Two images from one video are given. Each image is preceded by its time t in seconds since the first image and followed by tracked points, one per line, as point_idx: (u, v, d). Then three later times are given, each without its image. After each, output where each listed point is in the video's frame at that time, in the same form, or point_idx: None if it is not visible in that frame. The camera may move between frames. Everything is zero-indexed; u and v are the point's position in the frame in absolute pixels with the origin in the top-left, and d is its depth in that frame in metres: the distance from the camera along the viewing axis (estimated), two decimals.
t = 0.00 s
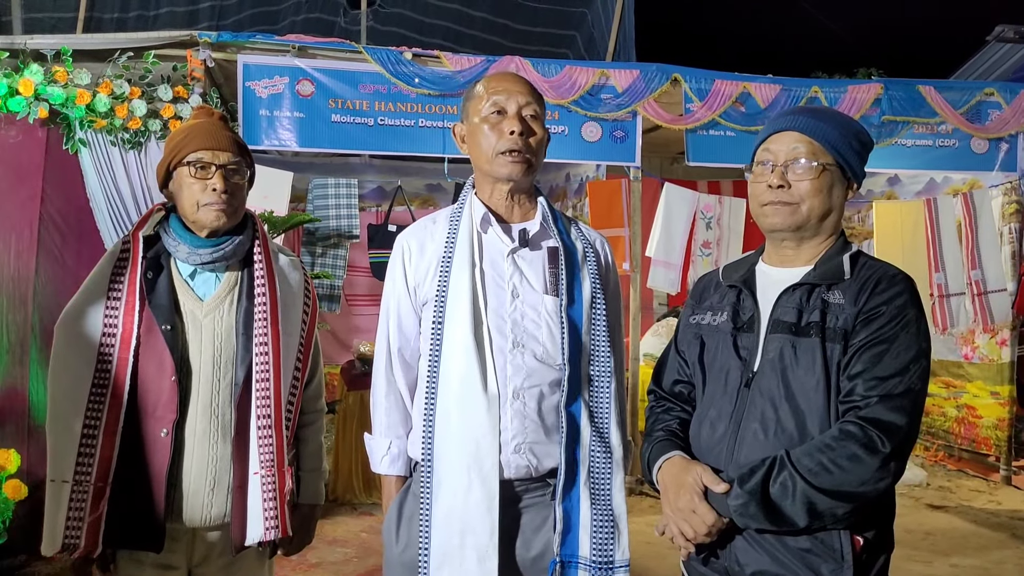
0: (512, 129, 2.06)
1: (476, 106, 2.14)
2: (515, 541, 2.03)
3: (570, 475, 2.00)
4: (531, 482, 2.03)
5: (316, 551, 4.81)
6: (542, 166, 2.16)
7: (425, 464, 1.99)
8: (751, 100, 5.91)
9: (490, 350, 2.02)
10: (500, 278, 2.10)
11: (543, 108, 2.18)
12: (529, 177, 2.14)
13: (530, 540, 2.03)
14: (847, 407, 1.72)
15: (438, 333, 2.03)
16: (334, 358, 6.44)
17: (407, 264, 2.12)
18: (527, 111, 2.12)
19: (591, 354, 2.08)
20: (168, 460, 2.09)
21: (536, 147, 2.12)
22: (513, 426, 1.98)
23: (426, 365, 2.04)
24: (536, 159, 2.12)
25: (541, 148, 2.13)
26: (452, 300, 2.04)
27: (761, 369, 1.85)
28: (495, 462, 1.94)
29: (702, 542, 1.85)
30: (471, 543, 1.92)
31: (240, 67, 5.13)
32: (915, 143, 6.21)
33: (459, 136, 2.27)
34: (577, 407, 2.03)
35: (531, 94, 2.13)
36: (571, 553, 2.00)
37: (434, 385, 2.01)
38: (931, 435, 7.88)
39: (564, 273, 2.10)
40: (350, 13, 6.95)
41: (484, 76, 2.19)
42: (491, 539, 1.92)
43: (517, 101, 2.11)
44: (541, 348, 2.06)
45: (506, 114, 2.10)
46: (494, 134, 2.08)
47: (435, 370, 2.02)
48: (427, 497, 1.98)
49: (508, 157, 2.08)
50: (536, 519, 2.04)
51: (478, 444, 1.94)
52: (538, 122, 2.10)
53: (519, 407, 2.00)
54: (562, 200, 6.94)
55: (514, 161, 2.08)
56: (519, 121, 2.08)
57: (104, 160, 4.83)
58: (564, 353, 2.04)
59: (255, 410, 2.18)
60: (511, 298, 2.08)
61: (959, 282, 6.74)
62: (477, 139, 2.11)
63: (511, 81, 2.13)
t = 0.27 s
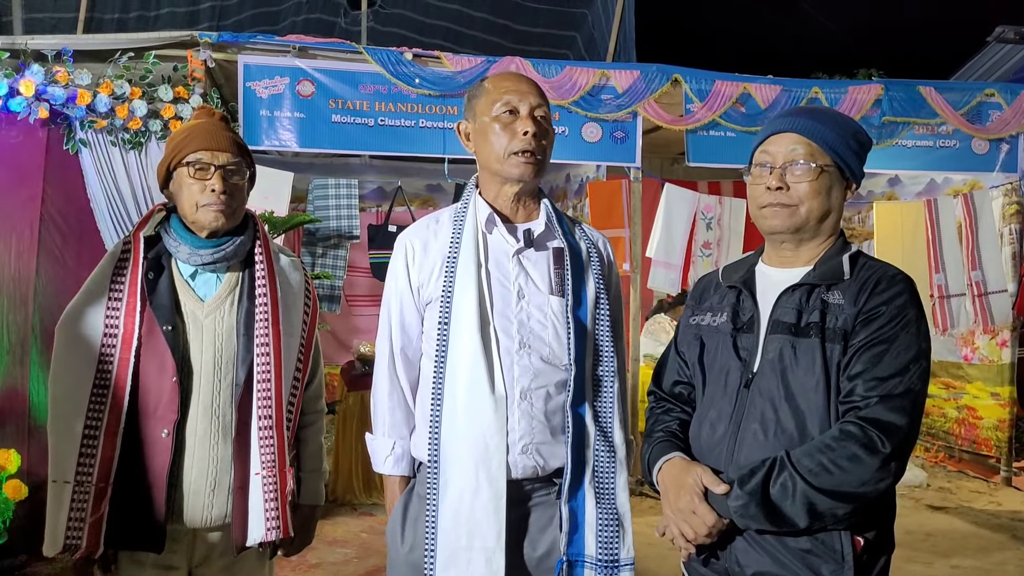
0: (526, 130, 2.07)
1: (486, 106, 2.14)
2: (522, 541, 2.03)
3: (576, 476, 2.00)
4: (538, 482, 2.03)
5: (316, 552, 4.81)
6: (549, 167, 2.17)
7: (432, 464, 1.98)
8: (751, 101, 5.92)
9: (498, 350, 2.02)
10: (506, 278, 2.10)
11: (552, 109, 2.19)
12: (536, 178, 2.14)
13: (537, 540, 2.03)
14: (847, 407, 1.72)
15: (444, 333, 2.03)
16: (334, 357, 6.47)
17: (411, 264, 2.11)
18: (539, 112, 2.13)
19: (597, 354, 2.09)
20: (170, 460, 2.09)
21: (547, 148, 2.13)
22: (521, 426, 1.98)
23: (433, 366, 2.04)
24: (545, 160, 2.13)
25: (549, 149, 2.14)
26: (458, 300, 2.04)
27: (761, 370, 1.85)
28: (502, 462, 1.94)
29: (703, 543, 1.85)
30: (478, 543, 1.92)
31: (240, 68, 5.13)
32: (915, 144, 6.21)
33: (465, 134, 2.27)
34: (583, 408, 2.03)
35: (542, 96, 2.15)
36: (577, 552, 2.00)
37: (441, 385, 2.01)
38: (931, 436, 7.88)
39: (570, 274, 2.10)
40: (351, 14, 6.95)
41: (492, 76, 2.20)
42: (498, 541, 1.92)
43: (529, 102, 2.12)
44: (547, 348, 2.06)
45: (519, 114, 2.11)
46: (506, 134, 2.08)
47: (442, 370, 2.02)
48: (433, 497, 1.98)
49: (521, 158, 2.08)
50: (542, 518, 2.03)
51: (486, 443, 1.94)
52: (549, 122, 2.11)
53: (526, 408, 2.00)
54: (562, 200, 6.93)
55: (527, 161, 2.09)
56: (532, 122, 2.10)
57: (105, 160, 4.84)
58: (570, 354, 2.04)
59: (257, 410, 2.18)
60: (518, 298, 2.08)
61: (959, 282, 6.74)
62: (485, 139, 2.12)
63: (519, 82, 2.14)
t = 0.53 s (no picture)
0: (526, 126, 2.07)
1: (487, 104, 2.13)
2: (524, 541, 2.03)
3: (579, 476, 2.00)
4: (541, 481, 2.03)
5: (316, 552, 4.80)
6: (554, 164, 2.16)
7: (435, 463, 1.98)
8: (751, 101, 5.92)
9: (501, 349, 2.02)
10: (510, 277, 2.10)
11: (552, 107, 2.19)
12: (540, 174, 2.14)
13: (539, 540, 2.03)
14: (847, 407, 1.72)
15: (448, 332, 2.03)
16: (334, 359, 6.40)
17: (414, 262, 2.11)
18: (539, 108, 2.13)
19: (601, 353, 2.10)
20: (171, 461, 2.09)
21: (547, 144, 2.12)
22: (525, 426, 1.99)
23: (436, 365, 2.03)
24: (549, 156, 2.12)
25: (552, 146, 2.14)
26: (462, 298, 2.04)
27: (761, 370, 1.85)
28: (506, 462, 1.94)
29: (703, 543, 1.85)
30: (481, 543, 1.92)
31: (240, 68, 5.14)
32: (915, 144, 6.20)
33: (467, 134, 2.27)
34: (587, 408, 2.03)
35: (542, 92, 2.15)
36: (581, 552, 2.00)
37: (444, 384, 2.00)
38: (931, 436, 7.88)
39: (574, 274, 2.10)
40: (352, 14, 6.95)
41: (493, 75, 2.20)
42: (501, 540, 1.92)
43: (529, 99, 2.11)
44: (550, 348, 2.06)
45: (519, 111, 2.10)
46: (508, 131, 2.08)
47: (445, 369, 2.01)
48: (435, 496, 1.97)
49: (522, 154, 2.07)
50: (545, 518, 2.03)
51: (489, 442, 1.94)
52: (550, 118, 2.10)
53: (531, 408, 2.00)
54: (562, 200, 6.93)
55: (528, 157, 2.08)
56: (532, 118, 2.09)
57: (105, 161, 4.83)
58: (574, 354, 2.04)
59: (257, 410, 2.18)
60: (521, 298, 2.08)
61: (960, 282, 6.73)
62: (487, 137, 2.11)
63: (520, 79, 2.14)
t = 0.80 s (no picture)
0: (506, 124, 2.07)
1: (476, 105, 2.15)
2: (521, 542, 2.03)
3: (577, 478, 1.99)
4: (538, 483, 2.04)
5: (316, 553, 4.80)
6: (546, 160, 2.14)
7: (431, 464, 1.98)
8: (751, 102, 5.92)
9: (497, 351, 2.02)
10: (508, 279, 2.10)
11: (545, 102, 2.15)
12: (530, 171, 2.13)
13: (536, 541, 2.03)
14: (850, 409, 1.72)
15: (444, 333, 2.03)
16: (335, 359, 6.43)
17: (414, 263, 2.12)
18: (523, 104, 2.10)
19: (598, 356, 2.08)
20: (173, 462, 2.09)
21: (532, 140, 2.10)
22: (520, 429, 1.99)
23: (433, 366, 2.04)
24: (535, 153, 2.11)
25: (540, 143, 2.11)
26: (459, 300, 2.04)
27: (763, 371, 1.85)
28: (501, 464, 1.94)
29: (705, 545, 1.84)
30: (477, 544, 1.92)
31: (241, 68, 5.14)
32: (916, 146, 6.21)
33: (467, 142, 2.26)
34: (584, 410, 2.02)
35: (527, 88, 2.12)
36: (577, 556, 2.00)
37: (440, 386, 2.01)
38: (931, 438, 7.87)
39: (571, 274, 2.09)
40: (352, 14, 6.95)
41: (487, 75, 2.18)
42: (497, 541, 1.92)
43: (512, 96, 2.10)
44: (547, 350, 2.06)
45: (501, 110, 2.10)
46: (490, 131, 2.09)
47: (442, 371, 2.02)
48: (432, 497, 1.98)
49: (504, 153, 2.08)
50: (542, 519, 2.04)
51: (485, 444, 1.94)
52: (533, 115, 2.08)
53: (526, 411, 2.00)
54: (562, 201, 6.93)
55: (510, 155, 2.08)
56: (512, 116, 2.08)
57: (106, 161, 4.83)
58: (571, 355, 2.04)
59: (260, 411, 2.18)
60: (519, 299, 2.08)
61: (960, 284, 6.76)
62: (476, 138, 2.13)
63: (506, 77, 2.13)
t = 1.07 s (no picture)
0: (471, 126, 2.04)
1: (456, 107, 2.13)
2: (511, 542, 2.04)
3: (564, 480, 1.98)
4: (529, 486, 2.04)
5: (317, 553, 4.80)
6: (520, 156, 2.07)
7: (422, 468, 1.99)
8: (753, 103, 5.92)
9: (485, 356, 2.02)
10: (497, 281, 2.10)
11: (523, 97, 2.08)
12: (505, 169, 2.07)
13: (529, 542, 2.03)
14: (854, 409, 1.72)
15: (436, 337, 2.03)
16: (336, 360, 6.58)
17: (412, 265, 2.13)
18: (490, 103, 2.06)
19: (589, 364, 2.04)
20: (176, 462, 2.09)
21: (500, 139, 2.04)
22: (507, 434, 1.99)
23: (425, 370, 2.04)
24: (505, 151, 2.04)
25: (507, 142, 2.04)
26: (450, 304, 2.04)
27: (766, 372, 1.85)
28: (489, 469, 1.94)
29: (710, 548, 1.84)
30: (465, 548, 1.92)
31: (243, 68, 5.14)
32: (917, 146, 6.21)
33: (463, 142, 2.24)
34: (571, 411, 2.01)
35: (499, 85, 2.07)
36: (567, 559, 1.98)
37: (432, 390, 2.01)
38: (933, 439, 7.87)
39: (559, 278, 2.07)
40: (353, 14, 6.89)
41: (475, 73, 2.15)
42: (483, 545, 1.92)
43: (479, 96, 2.07)
44: (537, 354, 2.05)
45: (470, 112, 2.07)
46: (458, 136, 2.08)
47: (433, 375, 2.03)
48: (423, 499, 1.98)
49: (471, 155, 2.05)
50: (533, 521, 2.04)
51: (473, 450, 1.94)
52: (497, 115, 2.03)
53: (513, 416, 1.99)
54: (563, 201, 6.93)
55: (477, 157, 2.05)
56: (477, 117, 2.05)
57: (107, 162, 4.83)
58: (558, 359, 2.02)
59: (263, 412, 2.18)
60: (507, 303, 2.08)
61: (962, 285, 6.78)
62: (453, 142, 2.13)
63: (480, 78, 2.10)
